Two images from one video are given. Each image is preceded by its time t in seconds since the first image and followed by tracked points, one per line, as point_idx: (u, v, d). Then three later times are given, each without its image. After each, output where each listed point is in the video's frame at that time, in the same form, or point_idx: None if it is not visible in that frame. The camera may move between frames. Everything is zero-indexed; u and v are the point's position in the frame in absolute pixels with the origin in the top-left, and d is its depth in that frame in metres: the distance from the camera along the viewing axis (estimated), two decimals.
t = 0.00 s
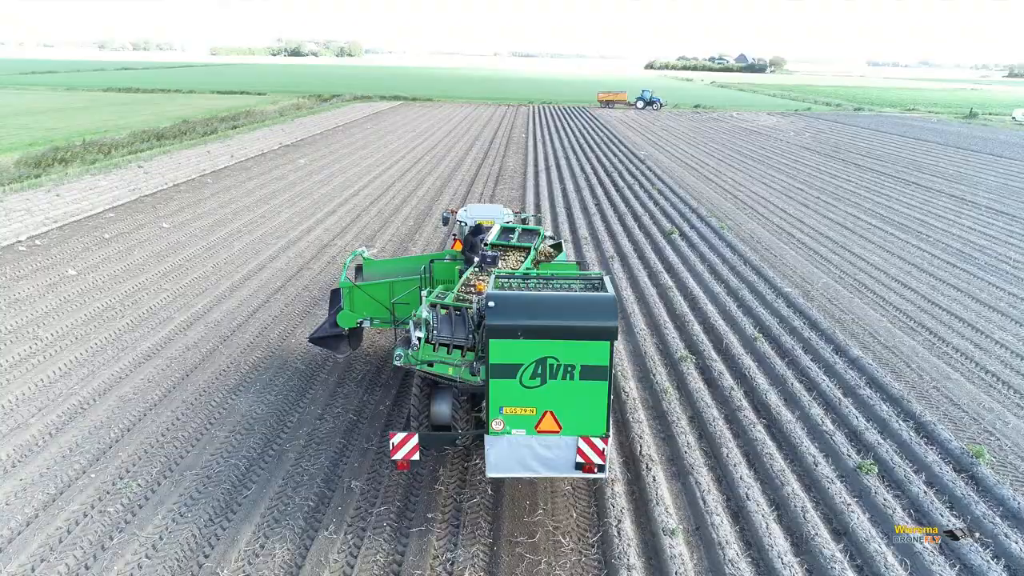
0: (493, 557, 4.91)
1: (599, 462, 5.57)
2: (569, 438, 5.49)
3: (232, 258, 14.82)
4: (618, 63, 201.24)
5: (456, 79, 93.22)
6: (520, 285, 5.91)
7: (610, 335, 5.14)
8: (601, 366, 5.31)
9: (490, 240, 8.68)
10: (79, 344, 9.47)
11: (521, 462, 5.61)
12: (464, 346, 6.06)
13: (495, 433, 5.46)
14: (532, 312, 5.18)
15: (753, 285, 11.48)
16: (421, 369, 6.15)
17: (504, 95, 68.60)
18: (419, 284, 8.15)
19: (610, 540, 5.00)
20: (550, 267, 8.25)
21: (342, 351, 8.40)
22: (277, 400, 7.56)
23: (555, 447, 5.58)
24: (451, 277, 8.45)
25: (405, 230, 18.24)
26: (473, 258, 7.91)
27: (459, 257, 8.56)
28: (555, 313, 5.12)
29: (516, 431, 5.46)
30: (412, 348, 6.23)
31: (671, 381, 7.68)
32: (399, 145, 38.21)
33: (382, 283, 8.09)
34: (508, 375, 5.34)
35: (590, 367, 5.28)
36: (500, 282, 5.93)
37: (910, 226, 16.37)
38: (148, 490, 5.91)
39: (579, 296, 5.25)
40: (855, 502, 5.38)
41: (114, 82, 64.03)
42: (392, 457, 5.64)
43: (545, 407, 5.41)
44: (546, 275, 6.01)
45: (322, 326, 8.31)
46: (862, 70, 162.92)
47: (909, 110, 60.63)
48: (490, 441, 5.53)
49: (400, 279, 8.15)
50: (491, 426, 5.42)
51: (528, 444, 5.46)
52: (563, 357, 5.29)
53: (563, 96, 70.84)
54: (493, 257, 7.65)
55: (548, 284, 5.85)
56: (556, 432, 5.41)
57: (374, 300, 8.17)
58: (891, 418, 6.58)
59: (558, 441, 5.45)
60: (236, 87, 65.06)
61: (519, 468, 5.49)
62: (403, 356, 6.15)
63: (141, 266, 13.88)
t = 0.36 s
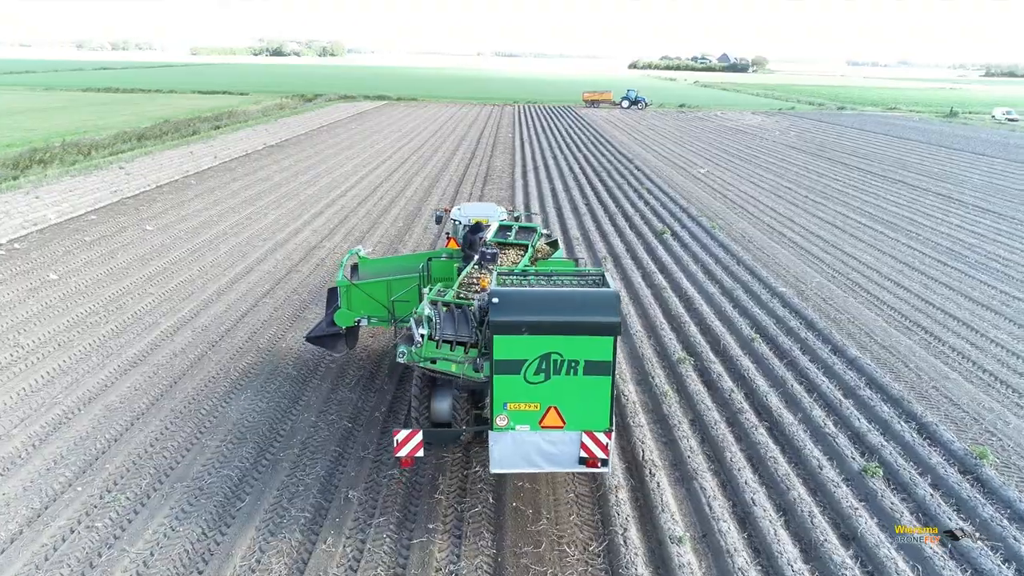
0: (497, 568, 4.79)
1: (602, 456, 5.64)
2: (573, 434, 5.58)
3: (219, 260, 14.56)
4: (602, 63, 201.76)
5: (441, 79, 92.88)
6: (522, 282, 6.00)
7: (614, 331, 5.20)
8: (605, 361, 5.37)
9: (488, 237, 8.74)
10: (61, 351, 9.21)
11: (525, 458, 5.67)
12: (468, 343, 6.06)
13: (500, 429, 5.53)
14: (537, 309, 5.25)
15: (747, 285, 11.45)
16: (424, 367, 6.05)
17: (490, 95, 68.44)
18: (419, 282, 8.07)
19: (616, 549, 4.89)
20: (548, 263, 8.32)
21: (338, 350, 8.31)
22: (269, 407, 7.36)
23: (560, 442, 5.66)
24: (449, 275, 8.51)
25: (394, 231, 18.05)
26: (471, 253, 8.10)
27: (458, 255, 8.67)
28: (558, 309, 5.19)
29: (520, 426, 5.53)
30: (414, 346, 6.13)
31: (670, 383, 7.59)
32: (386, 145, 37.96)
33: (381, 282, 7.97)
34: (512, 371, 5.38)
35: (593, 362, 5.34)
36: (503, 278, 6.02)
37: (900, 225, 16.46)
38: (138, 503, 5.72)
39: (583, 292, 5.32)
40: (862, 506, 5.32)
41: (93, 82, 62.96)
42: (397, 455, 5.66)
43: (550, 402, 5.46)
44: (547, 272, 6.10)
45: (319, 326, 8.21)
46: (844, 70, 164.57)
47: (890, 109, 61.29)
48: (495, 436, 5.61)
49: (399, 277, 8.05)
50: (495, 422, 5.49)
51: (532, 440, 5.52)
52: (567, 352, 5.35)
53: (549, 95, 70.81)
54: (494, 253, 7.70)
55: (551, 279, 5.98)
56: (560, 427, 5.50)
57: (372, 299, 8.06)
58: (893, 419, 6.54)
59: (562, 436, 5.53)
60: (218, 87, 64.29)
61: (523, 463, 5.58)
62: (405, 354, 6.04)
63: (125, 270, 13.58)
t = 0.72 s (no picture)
0: None
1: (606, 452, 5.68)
2: (577, 430, 5.62)
3: (207, 263, 14.32)
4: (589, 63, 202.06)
5: (428, 79, 92.56)
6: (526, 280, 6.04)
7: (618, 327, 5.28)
8: (609, 357, 5.42)
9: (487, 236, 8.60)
10: (46, 359, 8.98)
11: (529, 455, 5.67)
12: (471, 341, 5.94)
13: (504, 426, 5.54)
14: (542, 306, 5.31)
15: (743, 285, 11.41)
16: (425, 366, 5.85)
17: (477, 95, 68.44)
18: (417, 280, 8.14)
19: (625, 558, 4.79)
20: (547, 262, 8.13)
21: (337, 350, 8.34)
22: (262, 415, 7.18)
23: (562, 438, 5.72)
24: (448, 274, 8.43)
25: (385, 232, 17.87)
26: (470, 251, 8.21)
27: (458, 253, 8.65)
28: (562, 306, 5.26)
29: (524, 423, 5.56)
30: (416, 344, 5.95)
31: (671, 387, 7.49)
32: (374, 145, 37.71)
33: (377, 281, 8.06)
34: (517, 368, 5.41)
35: (597, 358, 5.39)
36: (505, 276, 6.10)
37: (891, 224, 16.55)
38: (129, 517, 5.53)
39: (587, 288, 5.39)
40: (871, 511, 5.25)
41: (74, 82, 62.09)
42: (398, 451, 5.79)
43: (554, 399, 5.50)
44: (547, 270, 6.12)
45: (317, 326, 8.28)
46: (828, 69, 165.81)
47: (875, 108, 61.82)
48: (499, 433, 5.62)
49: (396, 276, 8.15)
50: (500, 419, 5.50)
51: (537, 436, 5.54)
52: (571, 349, 5.40)
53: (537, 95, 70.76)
54: (493, 251, 7.57)
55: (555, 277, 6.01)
56: (564, 423, 5.54)
57: (369, 298, 8.13)
58: (896, 421, 6.49)
59: (566, 432, 5.57)
60: (202, 87, 63.64)
61: (528, 460, 5.57)
62: (409, 351, 5.84)
63: (111, 274, 13.31)
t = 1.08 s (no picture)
0: None
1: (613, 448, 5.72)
2: (584, 426, 5.64)
3: (196, 267, 14.05)
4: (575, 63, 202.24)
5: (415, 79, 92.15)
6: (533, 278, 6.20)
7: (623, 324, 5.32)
8: (615, 354, 5.48)
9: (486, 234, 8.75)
10: (31, 367, 8.72)
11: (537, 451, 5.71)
12: (478, 338, 6.05)
13: (512, 422, 5.57)
14: (548, 302, 5.33)
15: (740, 286, 11.36)
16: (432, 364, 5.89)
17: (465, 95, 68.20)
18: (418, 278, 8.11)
19: (636, 569, 4.69)
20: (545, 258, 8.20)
21: (336, 349, 8.27)
22: (258, 424, 7.01)
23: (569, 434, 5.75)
24: (448, 272, 8.43)
25: (376, 234, 17.68)
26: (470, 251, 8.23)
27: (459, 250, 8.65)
28: (569, 302, 5.28)
29: (532, 419, 5.60)
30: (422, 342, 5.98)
31: (674, 391, 7.39)
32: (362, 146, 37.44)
33: (377, 280, 8.02)
34: (524, 365, 5.44)
35: (603, 355, 5.45)
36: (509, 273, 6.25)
37: (883, 223, 16.60)
38: (123, 533, 5.34)
39: (593, 284, 5.43)
40: (883, 517, 5.18)
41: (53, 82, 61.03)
42: (408, 448, 5.80)
43: (561, 395, 5.54)
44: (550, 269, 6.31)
45: (316, 325, 8.21)
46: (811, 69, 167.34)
47: (859, 107, 62.38)
48: (506, 429, 5.65)
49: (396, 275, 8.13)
50: (507, 416, 5.53)
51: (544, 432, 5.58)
52: (578, 345, 5.44)
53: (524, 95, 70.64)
54: (496, 249, 7.86)
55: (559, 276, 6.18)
56: (570, 420, 5.58)
57: (368, 297, 8.09)
58: (902, 424, 6.45)
59: (572, 428, 5.61)
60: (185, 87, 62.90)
61: (535, 456, 5.62)
62: (415, 349, 5.89)
63: (96, 278, 13.02)
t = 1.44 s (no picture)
0: None
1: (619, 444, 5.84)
2: (590, 422, 5.75)
3: (183, 271, 13.76)
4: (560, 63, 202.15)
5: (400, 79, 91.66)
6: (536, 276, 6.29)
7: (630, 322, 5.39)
8: (622, 351, 5.57)
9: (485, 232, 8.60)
10: (13, 376, 8.44)
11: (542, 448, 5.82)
12: (484, 336, 6.08)
13: (520, 419, 5.67)
14: (555, 300, 5.39)
15: (737, 287, 11.30)
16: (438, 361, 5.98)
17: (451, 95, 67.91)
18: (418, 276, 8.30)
19: None
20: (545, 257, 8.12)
21: (335, 347, 8.28)
22: (254, 433, 6.82)
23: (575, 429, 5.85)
24: (448, 270, 8.52)
25: (367, 235, 17.46)
26: (471, 246, 8.23)
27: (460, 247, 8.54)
28: (576, 300, 5.35)
29: (539, 416, 5.71)
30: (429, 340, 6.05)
31: (677, 395, 7.29)
32: (349, 146, 37.12)
33: (377, 279, 8.22)
34: (532, 362, 5.53)
35: (610, 352, 5.54)
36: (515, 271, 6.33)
37: (874, 223, 16.65)
38: (115, 550, 5.15)
39: (600, 282, 5.48)
40: (895, 522, 5.11)
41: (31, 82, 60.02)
42: (415, 447, 5.92)
43: (568, 392, 5.66)
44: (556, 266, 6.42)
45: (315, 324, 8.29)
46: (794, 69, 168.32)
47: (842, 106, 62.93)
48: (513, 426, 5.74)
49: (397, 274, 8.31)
50: (515, 412, 5.61)
51: (551, 429, 5.68)
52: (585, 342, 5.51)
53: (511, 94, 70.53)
54: (499, 248, 7.68)
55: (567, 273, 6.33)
56: (577, 415, 5.69)
57: (368, 296, 8.28)
58: (908, 426, 6.39)
59: (579, 424, 5.74)
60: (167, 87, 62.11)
61: (542, 452, 5.73)
62: (422, 348, 5.94)
63: (80, 283, 12.71)
